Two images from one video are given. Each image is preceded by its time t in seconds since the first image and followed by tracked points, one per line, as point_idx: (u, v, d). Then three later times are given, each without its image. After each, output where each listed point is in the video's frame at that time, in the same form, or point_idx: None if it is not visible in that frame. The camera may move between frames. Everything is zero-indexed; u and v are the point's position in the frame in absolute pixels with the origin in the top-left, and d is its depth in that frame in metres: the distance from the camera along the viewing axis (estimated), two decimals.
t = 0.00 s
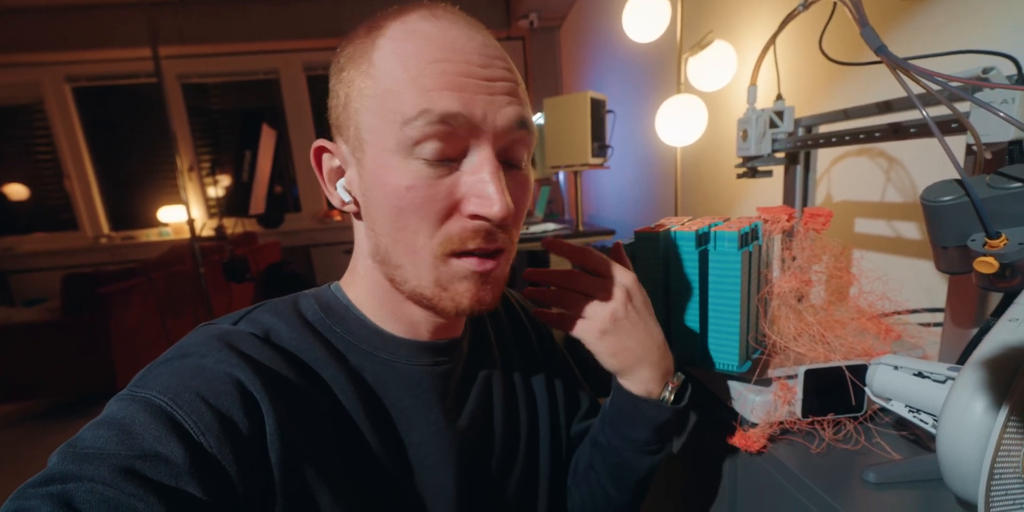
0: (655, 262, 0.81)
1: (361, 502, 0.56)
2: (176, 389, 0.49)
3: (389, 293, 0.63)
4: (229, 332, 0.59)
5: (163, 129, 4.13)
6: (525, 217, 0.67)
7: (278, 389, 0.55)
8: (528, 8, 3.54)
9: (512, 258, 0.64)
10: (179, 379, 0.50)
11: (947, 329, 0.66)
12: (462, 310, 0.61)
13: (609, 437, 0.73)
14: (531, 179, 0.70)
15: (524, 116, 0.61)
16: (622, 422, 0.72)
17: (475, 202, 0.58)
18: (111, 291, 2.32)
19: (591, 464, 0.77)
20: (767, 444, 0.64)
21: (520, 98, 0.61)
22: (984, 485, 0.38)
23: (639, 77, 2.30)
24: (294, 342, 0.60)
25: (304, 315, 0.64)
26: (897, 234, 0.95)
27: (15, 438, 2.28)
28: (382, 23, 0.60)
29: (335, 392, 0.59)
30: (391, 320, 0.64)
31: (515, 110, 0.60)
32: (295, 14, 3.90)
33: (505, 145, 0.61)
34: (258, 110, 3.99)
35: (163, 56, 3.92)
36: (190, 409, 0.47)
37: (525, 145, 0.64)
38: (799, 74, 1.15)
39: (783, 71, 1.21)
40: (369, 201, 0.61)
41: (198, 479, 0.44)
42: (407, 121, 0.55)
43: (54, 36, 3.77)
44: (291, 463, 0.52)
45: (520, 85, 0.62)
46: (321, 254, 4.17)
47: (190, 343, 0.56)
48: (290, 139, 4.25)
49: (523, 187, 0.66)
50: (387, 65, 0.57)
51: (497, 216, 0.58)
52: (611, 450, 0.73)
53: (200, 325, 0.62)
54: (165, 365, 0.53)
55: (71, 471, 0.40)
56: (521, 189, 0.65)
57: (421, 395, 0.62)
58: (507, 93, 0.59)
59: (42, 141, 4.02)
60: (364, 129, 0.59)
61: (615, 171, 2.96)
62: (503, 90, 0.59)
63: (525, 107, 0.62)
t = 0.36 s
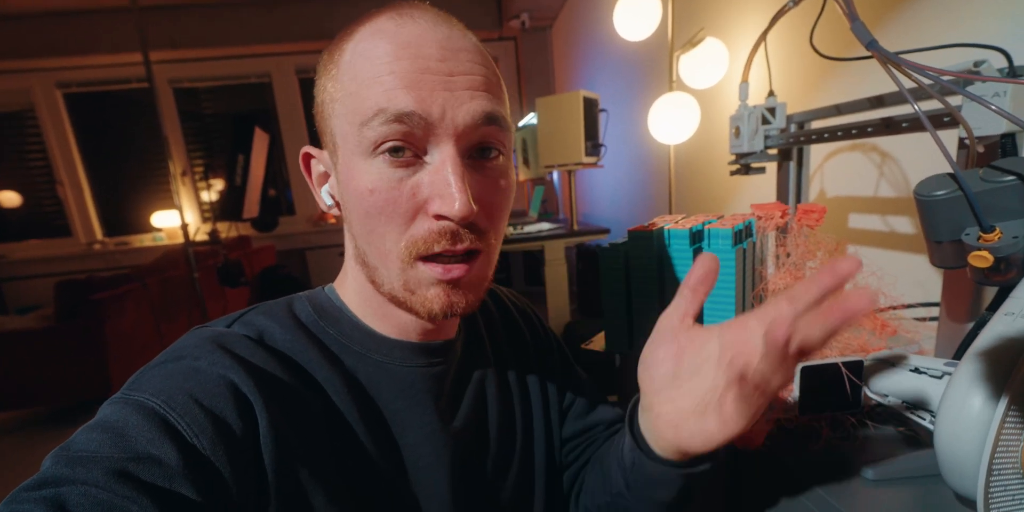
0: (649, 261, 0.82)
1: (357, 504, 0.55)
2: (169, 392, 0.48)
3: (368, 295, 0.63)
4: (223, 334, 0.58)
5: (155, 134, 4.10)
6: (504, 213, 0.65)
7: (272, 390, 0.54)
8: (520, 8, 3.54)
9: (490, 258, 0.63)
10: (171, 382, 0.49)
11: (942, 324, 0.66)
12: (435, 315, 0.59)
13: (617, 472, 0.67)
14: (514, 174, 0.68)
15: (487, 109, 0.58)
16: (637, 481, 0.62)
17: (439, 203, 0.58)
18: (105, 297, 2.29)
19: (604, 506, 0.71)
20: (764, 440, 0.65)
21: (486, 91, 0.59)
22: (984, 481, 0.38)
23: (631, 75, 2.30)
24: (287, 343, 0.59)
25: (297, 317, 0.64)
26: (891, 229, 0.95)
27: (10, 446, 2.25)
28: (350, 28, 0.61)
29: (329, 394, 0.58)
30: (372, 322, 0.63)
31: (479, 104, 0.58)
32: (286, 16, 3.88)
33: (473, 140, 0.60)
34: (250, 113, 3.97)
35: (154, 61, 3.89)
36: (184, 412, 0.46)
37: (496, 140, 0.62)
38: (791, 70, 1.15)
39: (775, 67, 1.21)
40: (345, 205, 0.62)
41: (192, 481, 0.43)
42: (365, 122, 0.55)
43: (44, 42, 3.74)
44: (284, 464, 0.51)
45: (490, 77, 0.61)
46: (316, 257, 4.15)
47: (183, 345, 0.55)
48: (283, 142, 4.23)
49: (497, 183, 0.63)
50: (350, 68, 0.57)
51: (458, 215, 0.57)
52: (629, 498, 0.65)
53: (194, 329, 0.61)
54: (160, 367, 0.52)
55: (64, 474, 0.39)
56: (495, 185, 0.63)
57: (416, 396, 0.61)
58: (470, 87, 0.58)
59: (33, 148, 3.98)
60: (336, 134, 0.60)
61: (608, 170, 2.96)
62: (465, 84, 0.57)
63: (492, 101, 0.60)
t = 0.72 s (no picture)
0: (646, 257, 0.82)
1: (360, 502, 0.55)
2: (170, 391, 0.48)
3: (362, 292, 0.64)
4: (223, 333, 0.58)
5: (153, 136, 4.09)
6: (497, 210, 0.64)
7: (273, 389, 0.54)
8: (517, 5, 3.53)
9: (482, 255, 0.63)
10: (173, 382, 0.49)
11: (940, 316, 0.66)
12: (425, 311, 0.60)
13: (608, 448, 0.69)
14: (509, 171, 0.67)
15: (474, 105, 0.58)
16: (626, 447, 0.65)
17: (424, 200, 0.57)
18: (104, 299, 2.29)
19: (595, 484, 0.73)
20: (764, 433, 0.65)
21: (474, 86, 0.59)
22: (980, 470, 0.38)
23: (629, 72, 2.30)
24: (288, 342, 0.59)
25: (299, 315, 0.64)
26: (889, 223, 0.96)
27: (11, 449, 2.25)
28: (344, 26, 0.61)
29: (331, 392, 0.58)
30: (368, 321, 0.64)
31: (465, 100, 0.58)
32: (283, 16, 3.88)
33: (461, 136, 0.59)
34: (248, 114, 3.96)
35: (151, 62, 3.89)
36: (185, 411, 0.46)
37: (486, 136, 0.62)
38: (788, 65, 1.15)
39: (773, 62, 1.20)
40: (338, 203, 0.62)
41: (193, 481, 0.43)
42: (351, 121, 0.56)
43: (40, 44, 3.73)
44: (287, 462, 0.51)
45: (479, 72, 0.60)
46: (315, 257, 4.15)
47: (185, 344, 0.55)
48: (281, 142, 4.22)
49: (488, 180, 0.63)
50: (339, 67, 0.57)
51: (442, 213, 0.57)
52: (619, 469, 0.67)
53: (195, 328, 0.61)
54: (161, 367, 0.52)
55: (64, 474, 0.40)
56: (485, 182, 0.63)
57: (418, 393, 0.62)
58: (457, 83, 0.57)
59: (31, 150, 3.97)
60: (329, 133, 0.60)
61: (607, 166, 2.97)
62: (450, 80, 0.57)
63: (480, 96, 0.59)
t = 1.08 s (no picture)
0: (644, 258, 0.82)
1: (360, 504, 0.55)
2: (169, 394, 0.47)
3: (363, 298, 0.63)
4: (222, 336, 0.57)
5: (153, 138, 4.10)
6: (497, 214, 0.65)
7: (271, 391, 0.54)
8: (516, 7, 3.54)
9: (484, 258, 0.63)
10: (171, 385, 0.49)
11: (940, 316, 0.66)
12: (429, 318, 0.59)
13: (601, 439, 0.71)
14: (507, 173, 0.68)
15: (473, 111, 0.58)
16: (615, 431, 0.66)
17: (426, 206, 0.57)
18: (104, 302, 2.29)
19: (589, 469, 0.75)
20: (763, 436, 0.64)
21: (472, 91, 0.59)
22: (980, 473, 0.37)
23: (627, 73, 2.30)
24: (287, 345, 0.59)
25: (297, 317, 0.63)
26: (888, 224, 0.95)
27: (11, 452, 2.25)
28: (335, 32, 0.60)
29: (331, 395, 0.57)
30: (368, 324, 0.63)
31: (464, 106, 0.58)
32: (282, 19, 3.89)
33: (460, 141, 0.59)
34: (248, 116, 3.96)
35: (151, 64, 3.89)
36: (184, 414, 0.46)
37: (485, 141, 0.62)
38: (786, 65, 1.15)
39: (771, 63, 1.21)
40: (337, 211, 0.62)
41: (193, 484, 0.42)
42: (350, 130, 0.55)
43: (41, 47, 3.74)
44: (287, 463, 0.50)
45: (477, 77, 0.60)
46: (314, 258, 4.15)
47: (182, 347, 0.55)
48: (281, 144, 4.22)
49: (487, 184, 0.63)
50: (335, 74, 0.57)
51: (445, 219, 0.57)
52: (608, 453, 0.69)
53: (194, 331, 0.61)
54: (157, 370, 0.51)
55: (63, 479, 0.39)
56: (484, 186, 0.63)
57: (417, 395, 0.61)
58: (455, 89, 0.57)
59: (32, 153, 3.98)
60: (326, 140, 0.59)
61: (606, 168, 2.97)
62: (449, 86, 0.57)
63: (478, 102, 0.59)
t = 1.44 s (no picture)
0: (647, 257, 0.82)
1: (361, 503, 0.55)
2: (171, 392, 0.47)
3: (367, 291, 0.64)
4: (223, 334, 0.57)
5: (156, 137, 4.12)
6: (501, 208, 0.65)
7: (273, 389, 0.53)
8: (518, 6, 3.54)
9: (487, 252, 0.63)
10: (173, 383, 0.48)
11: (942, 314, 0.66)
12: (432, 310, 0.60)
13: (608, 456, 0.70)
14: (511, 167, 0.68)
15: (476, 104, 0.58)
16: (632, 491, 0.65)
17: (429, 199, 0.58)
18: (107, 301, 2.30)
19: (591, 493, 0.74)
20: (765, 434, 0.64)
21: (476, 84, 0.59)
22: (984, 470, 0.37)
23: (630, 72, 2.30)
24: (289, 343, 0.59)
25: (299, 315, 0.63)
26: (892, 222, 0.95)
27: (14, 449, 2.27)
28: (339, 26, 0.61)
29: (332, 394, 0.58)
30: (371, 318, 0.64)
31: (468, 99, 0.58)
32: (285, 18, 3.89)
33: (464, 134, 0.59)
34: (251, 115, 3.98)
35: (154, 64, 3.91)
36: (186, 412, 0.45)
37: (489, 134, 0.62)
38: (789, 64, 1.15)
39: (775, 61, 1.20)
40: (340, 205, 0.62)
41: (194, 483, 0.42)
42: (354, 123, 0.56)
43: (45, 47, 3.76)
44: (289, 462, 0.50)
45: (480, 69, 0.60)
46: (317, 257, 4.16)
47: (184, 345, 0.54)
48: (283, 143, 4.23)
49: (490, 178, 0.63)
50: (339, 67, 0.57)
51: (448, 212, 0.57)
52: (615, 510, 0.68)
53: (195, 328, 0.60)
54: (159, 368, 0.51)
55: (63, 477, 0.39)
56: (488, 180, 0.63)
57: (418, 393, 0.61)
58: (458, 81, 0.57)
59: (36, 152, 4.00)
60: (329, 134, 0.60)
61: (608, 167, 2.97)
62: (452, 78, 0.57)
63: (482, 95, 0.59)
